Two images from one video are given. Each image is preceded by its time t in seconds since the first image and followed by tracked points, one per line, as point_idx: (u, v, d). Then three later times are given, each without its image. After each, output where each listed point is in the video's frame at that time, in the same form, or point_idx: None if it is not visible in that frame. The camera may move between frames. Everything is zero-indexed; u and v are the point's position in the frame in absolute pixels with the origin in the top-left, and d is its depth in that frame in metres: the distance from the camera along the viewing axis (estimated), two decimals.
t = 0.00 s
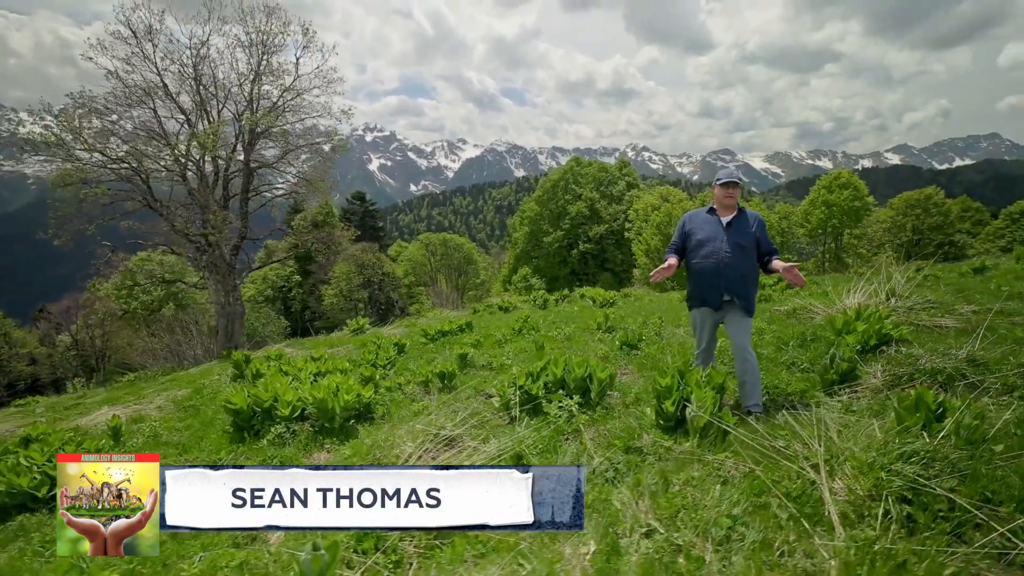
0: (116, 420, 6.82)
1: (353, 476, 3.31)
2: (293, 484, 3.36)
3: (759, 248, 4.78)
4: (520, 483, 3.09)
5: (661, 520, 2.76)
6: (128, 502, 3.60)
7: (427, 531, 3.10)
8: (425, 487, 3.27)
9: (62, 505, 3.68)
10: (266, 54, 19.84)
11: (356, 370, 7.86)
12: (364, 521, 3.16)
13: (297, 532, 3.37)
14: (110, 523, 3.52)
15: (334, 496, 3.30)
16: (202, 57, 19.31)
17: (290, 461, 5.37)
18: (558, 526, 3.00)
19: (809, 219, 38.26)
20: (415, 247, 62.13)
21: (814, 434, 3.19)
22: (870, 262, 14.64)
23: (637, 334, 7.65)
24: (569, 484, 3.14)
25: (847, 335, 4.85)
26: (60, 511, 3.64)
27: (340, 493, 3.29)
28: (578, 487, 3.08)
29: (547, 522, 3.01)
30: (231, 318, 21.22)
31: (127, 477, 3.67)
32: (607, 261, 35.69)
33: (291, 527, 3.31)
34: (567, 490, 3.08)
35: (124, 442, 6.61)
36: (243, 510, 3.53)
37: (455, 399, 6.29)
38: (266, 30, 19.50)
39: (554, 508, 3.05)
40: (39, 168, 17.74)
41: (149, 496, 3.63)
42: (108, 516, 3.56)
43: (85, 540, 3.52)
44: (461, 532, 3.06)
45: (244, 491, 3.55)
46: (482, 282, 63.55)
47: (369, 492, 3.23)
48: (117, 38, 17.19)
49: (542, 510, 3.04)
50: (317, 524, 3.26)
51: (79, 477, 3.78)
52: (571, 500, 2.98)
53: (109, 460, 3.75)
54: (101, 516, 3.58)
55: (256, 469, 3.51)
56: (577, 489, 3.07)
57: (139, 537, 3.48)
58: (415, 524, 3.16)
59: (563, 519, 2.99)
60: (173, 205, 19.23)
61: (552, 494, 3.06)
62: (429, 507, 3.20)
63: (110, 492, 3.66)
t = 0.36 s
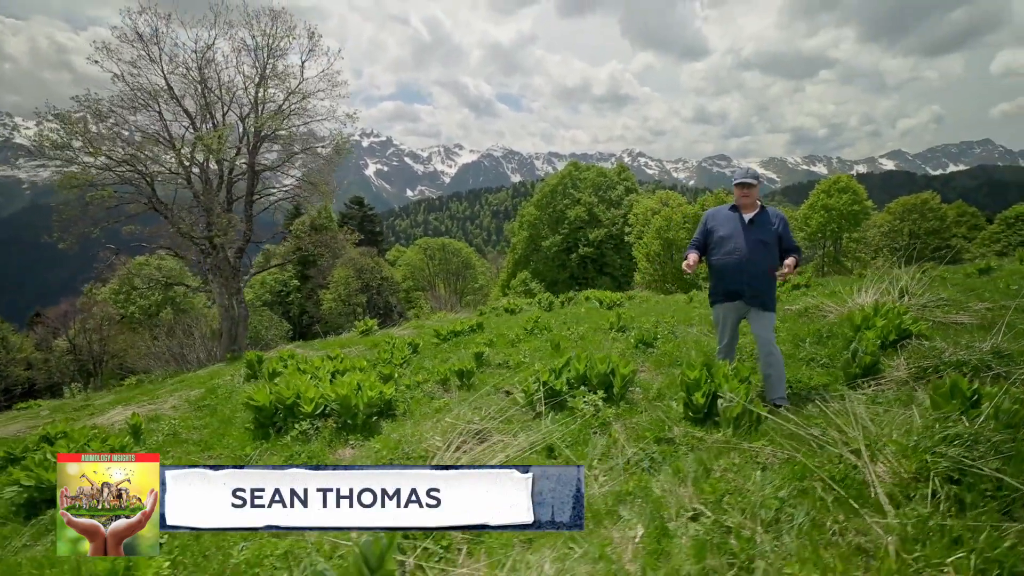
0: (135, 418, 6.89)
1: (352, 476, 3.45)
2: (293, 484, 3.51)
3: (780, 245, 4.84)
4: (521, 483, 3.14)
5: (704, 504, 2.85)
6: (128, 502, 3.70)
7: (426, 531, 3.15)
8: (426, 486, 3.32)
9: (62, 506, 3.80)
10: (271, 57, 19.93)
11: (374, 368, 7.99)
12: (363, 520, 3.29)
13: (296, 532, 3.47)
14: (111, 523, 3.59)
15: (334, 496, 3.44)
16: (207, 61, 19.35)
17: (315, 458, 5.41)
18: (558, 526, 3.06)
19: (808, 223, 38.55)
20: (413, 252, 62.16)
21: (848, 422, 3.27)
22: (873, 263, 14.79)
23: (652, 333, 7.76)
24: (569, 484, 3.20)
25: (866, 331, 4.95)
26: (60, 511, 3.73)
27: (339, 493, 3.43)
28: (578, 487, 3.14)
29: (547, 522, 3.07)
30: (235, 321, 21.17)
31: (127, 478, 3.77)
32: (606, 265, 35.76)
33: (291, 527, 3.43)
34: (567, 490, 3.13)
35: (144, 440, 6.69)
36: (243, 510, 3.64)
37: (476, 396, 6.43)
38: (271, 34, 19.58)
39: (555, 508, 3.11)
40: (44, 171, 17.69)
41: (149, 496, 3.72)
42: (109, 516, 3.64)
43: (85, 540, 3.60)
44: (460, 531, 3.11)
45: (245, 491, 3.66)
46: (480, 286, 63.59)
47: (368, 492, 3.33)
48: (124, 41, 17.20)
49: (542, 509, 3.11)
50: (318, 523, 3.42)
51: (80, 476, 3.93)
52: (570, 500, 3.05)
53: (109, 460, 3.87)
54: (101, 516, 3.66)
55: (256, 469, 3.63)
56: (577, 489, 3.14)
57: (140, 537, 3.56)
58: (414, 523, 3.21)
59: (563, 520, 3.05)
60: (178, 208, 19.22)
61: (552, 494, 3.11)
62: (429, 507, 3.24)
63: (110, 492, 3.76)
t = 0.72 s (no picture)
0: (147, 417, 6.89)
1: (353, 476, 3.43)
2: (293, 484, 3.49)
3: (794, 239, 4.85)
4: (521, 483, 3.11)
5: (736, 487, 2.94)
6: (127, 502, 3.69)
7: (427, 530, 3.14)
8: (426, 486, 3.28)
9: (63, 505, 3.81)
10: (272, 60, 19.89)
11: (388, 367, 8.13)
12: (364, 520, 3.29)
13: (297, 532, 3.50)
14: (110, 523, 3.62)
15: (334, 496, 3.43)
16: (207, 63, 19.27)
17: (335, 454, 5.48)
18: (558, 526, 3.07)
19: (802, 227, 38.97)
20: (408, 256, 62.03)
21: (872, 409, 3.36)
22: (870, 265, 14.99)
23: (661, 331, 7.91)
24: (568, 483, 3.19)
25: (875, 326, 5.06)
26: (60, 511, 3.76)
27: (339, 493, 3.42)
28: (578, 487, 3.13)
29: (547, 522, 3.06)
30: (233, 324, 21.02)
31: (127, 478, 3.75)
32: (601, 268, 35.36)
33: (292, 527, 3.44)
34: (567, 490, 3.13)
35: (156, 440, 6.70)
36: (243, 510, 3.61)
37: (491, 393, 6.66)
38: (272, 36, 19.58)
39: (554, 508, 3.10)
40: (41, 173, 17.50)
41: (148, 496, 3.71)
42: (109, 516, 3.66)
43: (85, 541, 3.67)
44: (463, 532, 3.09)
45: (244, 491, 3.63)
46: (476, 290, 63.53)
47: (369, 492, 3.31)
48: (123, 43, 17.06)
49: (542, 509, 3.10)
50: (317, 523, 3.43)
51: (80, 477, 3.90)
52: (569, 500, 3.04)
53: (110, 459, 3.82)
54: (100, 516, 3.70)
55: (257, 469, 3.57)
56: (578, 489, 3.13)
57: (139, 538, 3.58)
58: (414, 523, 3.21)
59: (563, 519, 3.06)
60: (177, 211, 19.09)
61: (552, 494, 3.11)
62: (429, 507, 3.22)
63: (110, 491, 3.74)
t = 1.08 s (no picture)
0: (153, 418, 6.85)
1: (353, 476, 3.27)
2: (293, 484, 3.31)
3: (802, 234, 5.00)
4: (521, 483, 2.96)
5: (760, 473, 3.05)
6: (127, 502, 3.58)
7: (427, 530, 2.99)
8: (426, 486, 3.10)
9: (62, 504, 3.70)
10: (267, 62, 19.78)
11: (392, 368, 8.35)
12: (364, 520, 3.18)
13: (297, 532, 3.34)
14: (110, 523, 3.56)
15: (334, 496, 3.29)
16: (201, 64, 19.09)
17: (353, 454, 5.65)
18: (558, 526, 2.96)
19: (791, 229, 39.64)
20: (400, 260, 61.87)
21: (886, 396, 3.48)
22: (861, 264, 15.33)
23: (665, 328, 8.07)
24: (569, 483, 3.03)
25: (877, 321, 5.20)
26: (60, 511, 3.66)
27: (340, 493, 3.28)
28: (579, 488, 2.98)
29: (547, 523, 2.95)
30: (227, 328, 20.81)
31: (127, 477, 3.62)
32: (595, 271, 36.23)
33: (292, 528, 3.28)
34: (567, 490, 3.00)
35: (162, 441, 6.67)
36: (243, 510, 3.44)
37: (502, 391, 7.05)
38: (267, 37, 19.45)
39: (555, 508, 2.98)
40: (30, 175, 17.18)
41: (148, 496, 3.56)
42: (108, 516, 3.60)
43: (84, 540, 3.63)
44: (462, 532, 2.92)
45: (245, 491, 3.43)
46: (469, 293, 63.50)
47: (369, 492, 3.18)
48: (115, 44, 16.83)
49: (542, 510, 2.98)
50: (318, 523, 3.28)
51: (80, 476, 3.77)
52: (570, 501, 2.91)
53: (110, 460, 3.71)
54: (101, 516, 3.63)
55: (256, 469, 3.39)
56: (578, 490, 2.99)
57: (139, 538, 3.51)
58: (414, 523, 3.07)
59: (563, 520, 2.95)
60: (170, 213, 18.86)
61: (552, 495, 2.97)
62: (429, 506, 3.06)
63: (110, 492, 3.63)
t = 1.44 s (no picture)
0: (152, 421, 6.73)
1: (353, 475, 3.05)
2: (293, 484, 3.06)
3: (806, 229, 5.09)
4: (521, 484, 2.81)
5: (783, 461, 3.11)
6: (128, 501, 3.44)
7: (426, 531, 2.84)
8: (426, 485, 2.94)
9: (62, 504, 3.57)
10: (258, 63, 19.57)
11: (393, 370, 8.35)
12: (364, 521, 2.98)
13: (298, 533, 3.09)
14: (110, 524, 3.46)
15: (334, 496, 3.06)
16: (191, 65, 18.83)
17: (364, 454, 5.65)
18: (558, 526, 2.83)
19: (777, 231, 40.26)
20: (389, 263, 61.48)
21: (901, 386, 3.56)
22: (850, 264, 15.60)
23: (668, 326, 8.15)
24: (568, 483, 2.87)
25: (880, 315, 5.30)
26: (60, 510, 3.55)
27: (339, 493, 3.05)
28: (580, 487, 2.82)
29: (548, 522, 2.82)
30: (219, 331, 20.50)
31: (127, 477, 3.45)
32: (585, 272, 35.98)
33: (293, 530, 3.04)
34: (567, 490, 2.83)
35: (162, 442, 6.58)
36: (243, 510, 3.16)
37: (507, 389, 7.29)
38: (258, 37, 19.22)
39: (554, 508, 2.84)
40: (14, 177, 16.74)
41: (149, 496, 3.40)
42: (109, 516, 3.49)
43: (84, 540, 3.53)
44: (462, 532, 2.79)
45: (245, 491, 3.16)
46: (459, 296, 63.39)
47: (369, 492, 2.98)
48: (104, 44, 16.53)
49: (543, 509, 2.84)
50: (318, 524, 3.06)
51: (81, 476, 3.60)
52: (571, 500, 2.74)
53: (111, 460, 3.54)
54: (101, 516, 3.52)
55: (256, 468, 3.13)
56: (578, 489, 2.82)
57: (139, 537, 3.41)
58: (414, 523, 2.91)
59: (563, 520, 2.81)
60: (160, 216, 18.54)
61: (552, 495, 2.82)
62: (428, 507, 2.90)
63: (110, 492, 3.48)
